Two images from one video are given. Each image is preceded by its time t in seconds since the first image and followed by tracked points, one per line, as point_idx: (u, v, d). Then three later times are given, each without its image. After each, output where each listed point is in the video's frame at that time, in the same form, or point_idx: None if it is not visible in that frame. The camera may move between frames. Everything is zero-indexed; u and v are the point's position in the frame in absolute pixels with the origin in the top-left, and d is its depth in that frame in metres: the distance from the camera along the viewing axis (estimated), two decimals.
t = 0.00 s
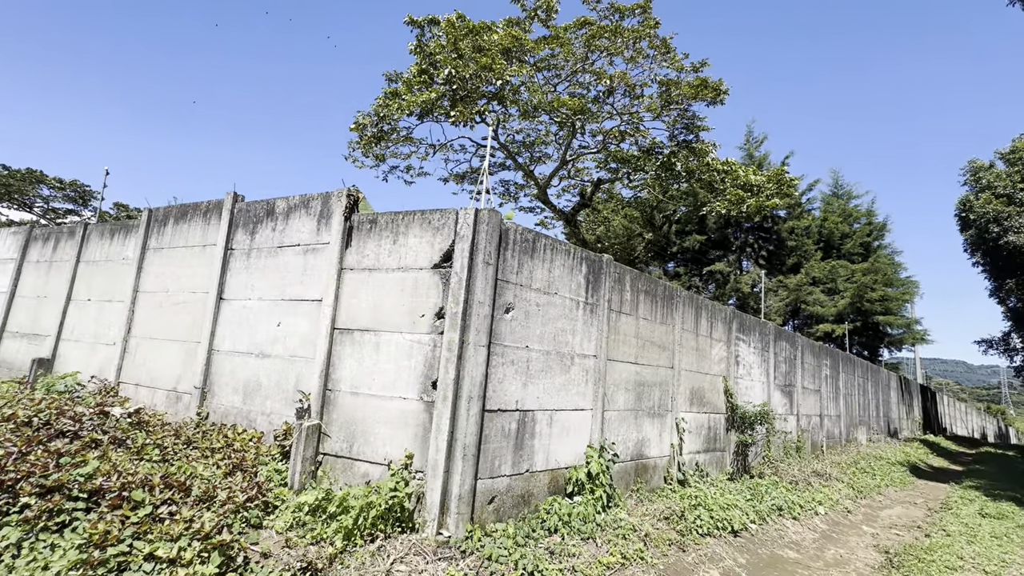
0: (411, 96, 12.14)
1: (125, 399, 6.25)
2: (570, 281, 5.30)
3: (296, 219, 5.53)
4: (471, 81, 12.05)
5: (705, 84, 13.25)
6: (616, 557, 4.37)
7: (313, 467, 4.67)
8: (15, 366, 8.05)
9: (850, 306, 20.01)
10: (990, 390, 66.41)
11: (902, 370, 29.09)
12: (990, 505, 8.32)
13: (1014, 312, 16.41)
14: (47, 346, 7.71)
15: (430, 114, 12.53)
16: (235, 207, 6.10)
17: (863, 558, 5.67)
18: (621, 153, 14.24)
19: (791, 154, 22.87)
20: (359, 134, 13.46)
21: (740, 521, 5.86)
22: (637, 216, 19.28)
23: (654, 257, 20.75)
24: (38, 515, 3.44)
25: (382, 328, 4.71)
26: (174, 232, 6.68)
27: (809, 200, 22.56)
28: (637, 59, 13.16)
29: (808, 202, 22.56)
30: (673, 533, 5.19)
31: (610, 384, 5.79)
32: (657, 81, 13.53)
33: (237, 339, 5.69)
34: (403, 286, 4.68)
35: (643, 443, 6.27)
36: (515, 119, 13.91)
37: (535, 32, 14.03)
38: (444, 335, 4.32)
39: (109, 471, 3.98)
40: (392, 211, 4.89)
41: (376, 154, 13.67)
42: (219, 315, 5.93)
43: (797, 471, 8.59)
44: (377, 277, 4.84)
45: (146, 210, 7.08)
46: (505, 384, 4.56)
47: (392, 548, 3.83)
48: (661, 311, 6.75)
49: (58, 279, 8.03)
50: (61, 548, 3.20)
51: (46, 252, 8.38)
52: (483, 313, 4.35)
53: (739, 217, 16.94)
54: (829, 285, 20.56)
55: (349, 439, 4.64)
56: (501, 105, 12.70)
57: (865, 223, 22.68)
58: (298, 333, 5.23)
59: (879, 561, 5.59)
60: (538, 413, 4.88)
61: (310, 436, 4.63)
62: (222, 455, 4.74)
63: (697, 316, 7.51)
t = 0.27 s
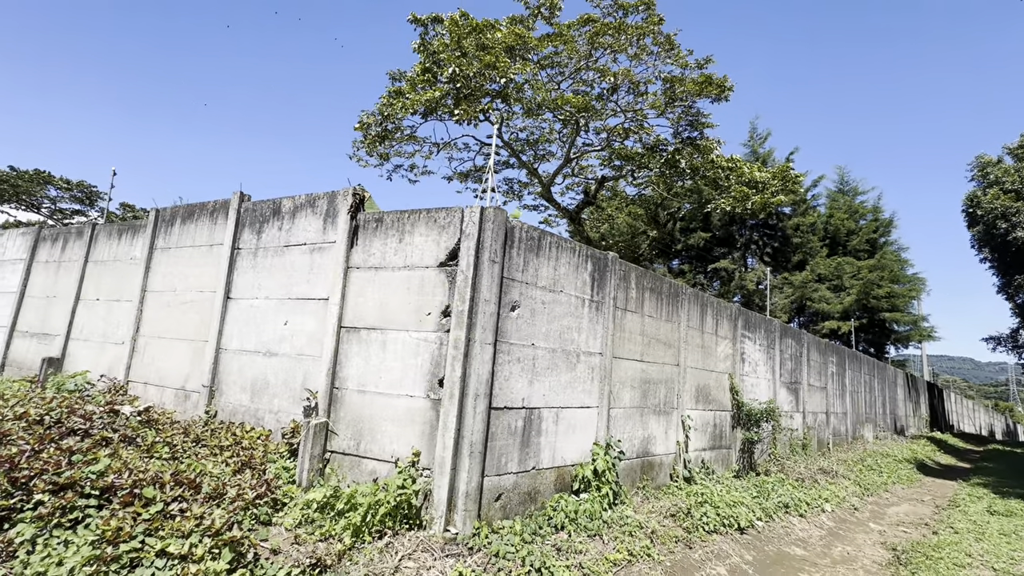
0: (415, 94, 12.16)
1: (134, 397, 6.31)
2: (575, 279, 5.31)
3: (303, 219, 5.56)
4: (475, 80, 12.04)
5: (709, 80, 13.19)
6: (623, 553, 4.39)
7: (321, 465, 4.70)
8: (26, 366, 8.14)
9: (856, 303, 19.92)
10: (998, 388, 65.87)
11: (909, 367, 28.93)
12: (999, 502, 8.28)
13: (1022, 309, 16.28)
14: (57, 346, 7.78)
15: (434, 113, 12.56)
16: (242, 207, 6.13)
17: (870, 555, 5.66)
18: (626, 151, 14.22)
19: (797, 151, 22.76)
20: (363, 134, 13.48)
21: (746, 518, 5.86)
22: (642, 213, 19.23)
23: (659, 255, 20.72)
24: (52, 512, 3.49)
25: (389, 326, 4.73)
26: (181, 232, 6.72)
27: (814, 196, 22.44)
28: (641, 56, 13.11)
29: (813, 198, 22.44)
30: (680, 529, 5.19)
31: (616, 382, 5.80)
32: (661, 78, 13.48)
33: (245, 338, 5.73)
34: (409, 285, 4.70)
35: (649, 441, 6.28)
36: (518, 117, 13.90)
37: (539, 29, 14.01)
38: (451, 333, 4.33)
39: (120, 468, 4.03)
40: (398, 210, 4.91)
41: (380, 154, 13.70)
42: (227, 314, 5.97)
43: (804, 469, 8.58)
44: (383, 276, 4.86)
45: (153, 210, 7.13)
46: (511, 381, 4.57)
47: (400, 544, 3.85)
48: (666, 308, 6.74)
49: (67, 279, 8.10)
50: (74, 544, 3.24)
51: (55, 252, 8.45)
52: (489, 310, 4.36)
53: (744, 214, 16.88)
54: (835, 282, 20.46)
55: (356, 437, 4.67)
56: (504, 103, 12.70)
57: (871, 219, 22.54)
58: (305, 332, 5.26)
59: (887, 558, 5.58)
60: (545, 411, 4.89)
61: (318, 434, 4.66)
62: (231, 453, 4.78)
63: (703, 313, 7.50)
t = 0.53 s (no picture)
0: (416, 91, 12.15)
1: (140, 394, 6.36)
2: (578, 275, 5.32)
3: (306, 216, 5.58)
4: (476, 76, 12.01)
5: (711, 75, 13.14)
6: (625, 547, 4.43)
7: (326, 460, 4.74)
8: (32, 363, 8.20)
9: (858, 299, 19.90)
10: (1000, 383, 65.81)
11: (911, 362, 28.91)
12: (1000, 497, 8.31)
13: None
14: (63, 343, 7.84)
15: (436, 109, 12.55)
16: (245, 204, 6.16)
17: (872, 549, 5.69)
18: (627, 146, 14.20)
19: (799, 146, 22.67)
20: (364, 130, 13.48)
21: (748, 512, 5.89)
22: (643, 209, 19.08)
23: (660, 251, 20.70)
24: (62, 506, 3.54)
25: (392, 323, 4.75)
26: (185, 229, 6.75)
27: (817, 192, 22.38)
28: (643, 51, 13.07)
29: (815, 194, 22.38)
30: (682, 524, 5.23)
31: (618, 378, 5.82)
32: (663, 73, 13.43)
33: (249, 334, 5.76)
34: (412, 282, 4.72)
35: (651, 436, 6.31)
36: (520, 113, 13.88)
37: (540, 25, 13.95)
38: (454, 329, 4.36)
39: (128, 464, 4.08)
40: (401, 207, 4.93)
41: (381, 150, 13.70)
42: (231, 311, 6.00)
43: (805, 464, 8.61)
44: (387, 273, 4.89)
45: (157, 208, 7.16)
46: (514, 378, 4.60)
47: (405, 538, 3.90)
48: (668, 304, 6.76)
49: (72, 276, 8.14)
50: (85, 538, 3.29)
51: (60, 250, 8.49)
52: (492, 307, 4.39)
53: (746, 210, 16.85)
54: (837, 278, 20.43)
55: (360, 432, 4.70)
56: (506, 99, 12.67)
57: (874, 214, 22.48)
58: (309, 329, 5.29)
59: (888, 552, 5.61)
60: (548, 406, 4.92)
61: (322, 430, 4.70)
62: (237, 448, 4.83)
63: (705, 309, 7.52)
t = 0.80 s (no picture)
0: (414, 85, 12.09)
1: (139, 389, 6.37)
2: (576, 270, 5.32)
3: (304, 211, 5.57)
4: (474, 70, 11.94)
5: (711, 69, 13.09)
6: (623, 541, 4.45)
7: (325, 455, 4.75)
8: (30, 358, 8.20)
9: (857, 294, 19.93)
10: (997, 377, 66.08)
11: (909, 356, 29.02)
12: (996, 490, 8.36)
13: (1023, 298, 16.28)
14: (61, 338, 7.83)
15: (434, 103, 12.50)
16: (242, 199, 6.14)
17: (868, 542, 5.73)
18: (626, 141, 14.15)
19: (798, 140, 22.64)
20: (362, 125, 13.41)
21: (745, 506, 5.92)
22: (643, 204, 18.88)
23: (660, 246, 20.69)
24: (61, 501, 3.55)
25: (390, 318, 4.75)
26: (182, 224, 6.73)
27: (816, 187, 22.35)
28: (642, 45, 13.00)
29: (815, 188, 22.36)
30: (680, 517, 5.25)
31: (617, 372, 5.83)
32: (663, 67, 13.36)
33: (248, 330, 5.76)
34: (410, 276, 4.72)
35: (649, 430, 6.33)
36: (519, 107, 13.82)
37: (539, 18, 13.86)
38: (452, 324, 4.36)
39: (126, 459, 4.08)
40: (399, 201, 4.91)
41: (379, 145, 13.64)
42: (229, 306, 6.00)
43: (803, 458, 8.65)
44: (385, 267, 4.88)
45: (154, 203, 7.14)
46: (512, 372, 4.61)
47: (403, 532, 3.91)
48: (667, 299, 6.76)
49: (69, 272, 8.12)
50: (84, 532, 3.30)
51: (57, 245, 8.47)
52: (490, 302, 4.38)
53: (745, 205, 16.83)
54: (836, 272, 20.44)
55: (359, 427, 4.71)
56: (505, 93, 12.61)
57: (873, 209, 22.47)
58: (307, 324, 5.28)
59: (884, 545, 5.65)
60: (546, 401, 4.92)
61: (321, 424, 4.71)
62: (236, 443, 4.84)
63: (703, 304, 7.52)
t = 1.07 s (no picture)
0: (409, 78, 12.01)
1: (132, 384, 6.33)
2: (572, 264, 5.32)
3: (298, 204, 5.53)
4: (470, 63, 11.87)
5: (707, 63, 13.08)
6: (618, 533, 4.49)
7: (320, 449, 4.75)
8: (22, 353, 8.13)
9: (850, 288, 20.07)
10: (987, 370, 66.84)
11: (901, 350, 29.30)
12: (985, 481, 8.48)
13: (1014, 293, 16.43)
14: (53, 333, 7.77)
15: (429, 97, 12.43)
16: (236, 192, 6.09)
17: (859, 533, 5.80)
18: (622, 136, 14.13)
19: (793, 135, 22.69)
20: (357, 118, 13.33)
21: (739, 498, 5.97)
22: (638, 199, 18.99)
23: (655, 241, 20.72)
24: (54, 495, 3.54)
25: (386, 312, 4.74)
26: (175, 218, 6.68)
27: (810, 182, 22.43)
28: (638, 39, 12.96)
29: (809, 183, 22.44)
30: (674, 509, 5.30)
31: (612, 366, 5.85)
32: (658, 61, 13.33)
33: (242, 324, 5.73)
34: (405, 270, 4.70)
35: (644, 424, 6.36)
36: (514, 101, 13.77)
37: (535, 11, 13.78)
38: (448, 318, 4.36)
39: (120, 453, 4.07)
40: (393, 195, 4.89)
41: (374, 139, 13.56)
42: (223, 300, 5.96)
43: (796, 450, 8.73)
44: (380, 262, 4.86)
45: (146, 197, 7.07)
46: (508, 366, 4.61)
47: (399, 525, 3.92)
48: (662, 293, 6.78)
49: (60, 266, 8.05)
50: (77, 527, 3.29)
51: (47, 239, 8.38)
52: (486, 296, 4.38)
53: (740, 200, 16.88)
54: (830, 267, 20.57)
55: (354, 421, 4.71)
56: (500, 87, 12.55)
57: (867, 204, 22.59)
58: (302, 318, 5.27)
59: (875, 535, 5.73)
60: (541, 394, 4.94)
61: (316, 419, 4.70)
62: (231, 437, 4.83)
63: (698, 298, 7.55)
